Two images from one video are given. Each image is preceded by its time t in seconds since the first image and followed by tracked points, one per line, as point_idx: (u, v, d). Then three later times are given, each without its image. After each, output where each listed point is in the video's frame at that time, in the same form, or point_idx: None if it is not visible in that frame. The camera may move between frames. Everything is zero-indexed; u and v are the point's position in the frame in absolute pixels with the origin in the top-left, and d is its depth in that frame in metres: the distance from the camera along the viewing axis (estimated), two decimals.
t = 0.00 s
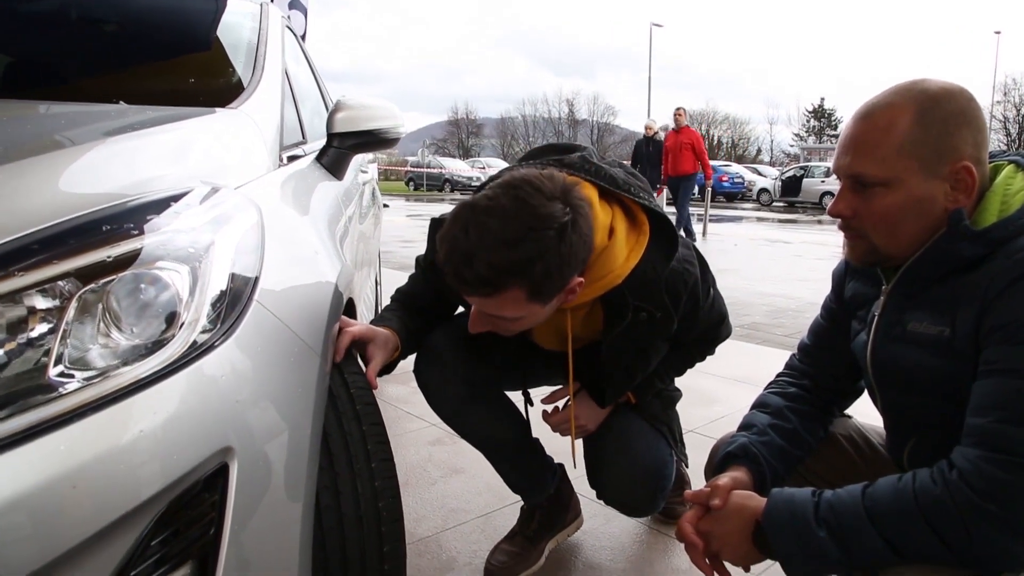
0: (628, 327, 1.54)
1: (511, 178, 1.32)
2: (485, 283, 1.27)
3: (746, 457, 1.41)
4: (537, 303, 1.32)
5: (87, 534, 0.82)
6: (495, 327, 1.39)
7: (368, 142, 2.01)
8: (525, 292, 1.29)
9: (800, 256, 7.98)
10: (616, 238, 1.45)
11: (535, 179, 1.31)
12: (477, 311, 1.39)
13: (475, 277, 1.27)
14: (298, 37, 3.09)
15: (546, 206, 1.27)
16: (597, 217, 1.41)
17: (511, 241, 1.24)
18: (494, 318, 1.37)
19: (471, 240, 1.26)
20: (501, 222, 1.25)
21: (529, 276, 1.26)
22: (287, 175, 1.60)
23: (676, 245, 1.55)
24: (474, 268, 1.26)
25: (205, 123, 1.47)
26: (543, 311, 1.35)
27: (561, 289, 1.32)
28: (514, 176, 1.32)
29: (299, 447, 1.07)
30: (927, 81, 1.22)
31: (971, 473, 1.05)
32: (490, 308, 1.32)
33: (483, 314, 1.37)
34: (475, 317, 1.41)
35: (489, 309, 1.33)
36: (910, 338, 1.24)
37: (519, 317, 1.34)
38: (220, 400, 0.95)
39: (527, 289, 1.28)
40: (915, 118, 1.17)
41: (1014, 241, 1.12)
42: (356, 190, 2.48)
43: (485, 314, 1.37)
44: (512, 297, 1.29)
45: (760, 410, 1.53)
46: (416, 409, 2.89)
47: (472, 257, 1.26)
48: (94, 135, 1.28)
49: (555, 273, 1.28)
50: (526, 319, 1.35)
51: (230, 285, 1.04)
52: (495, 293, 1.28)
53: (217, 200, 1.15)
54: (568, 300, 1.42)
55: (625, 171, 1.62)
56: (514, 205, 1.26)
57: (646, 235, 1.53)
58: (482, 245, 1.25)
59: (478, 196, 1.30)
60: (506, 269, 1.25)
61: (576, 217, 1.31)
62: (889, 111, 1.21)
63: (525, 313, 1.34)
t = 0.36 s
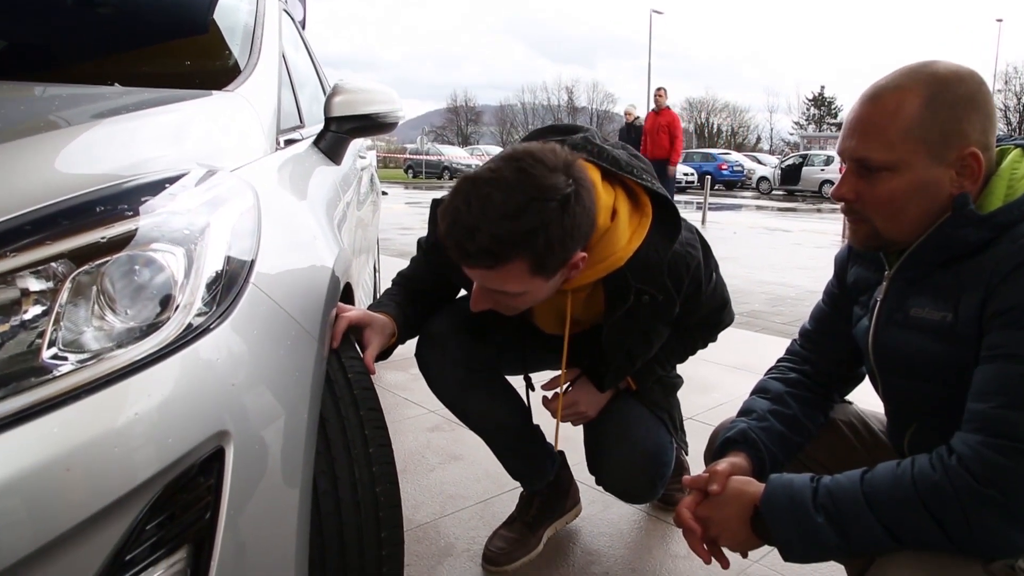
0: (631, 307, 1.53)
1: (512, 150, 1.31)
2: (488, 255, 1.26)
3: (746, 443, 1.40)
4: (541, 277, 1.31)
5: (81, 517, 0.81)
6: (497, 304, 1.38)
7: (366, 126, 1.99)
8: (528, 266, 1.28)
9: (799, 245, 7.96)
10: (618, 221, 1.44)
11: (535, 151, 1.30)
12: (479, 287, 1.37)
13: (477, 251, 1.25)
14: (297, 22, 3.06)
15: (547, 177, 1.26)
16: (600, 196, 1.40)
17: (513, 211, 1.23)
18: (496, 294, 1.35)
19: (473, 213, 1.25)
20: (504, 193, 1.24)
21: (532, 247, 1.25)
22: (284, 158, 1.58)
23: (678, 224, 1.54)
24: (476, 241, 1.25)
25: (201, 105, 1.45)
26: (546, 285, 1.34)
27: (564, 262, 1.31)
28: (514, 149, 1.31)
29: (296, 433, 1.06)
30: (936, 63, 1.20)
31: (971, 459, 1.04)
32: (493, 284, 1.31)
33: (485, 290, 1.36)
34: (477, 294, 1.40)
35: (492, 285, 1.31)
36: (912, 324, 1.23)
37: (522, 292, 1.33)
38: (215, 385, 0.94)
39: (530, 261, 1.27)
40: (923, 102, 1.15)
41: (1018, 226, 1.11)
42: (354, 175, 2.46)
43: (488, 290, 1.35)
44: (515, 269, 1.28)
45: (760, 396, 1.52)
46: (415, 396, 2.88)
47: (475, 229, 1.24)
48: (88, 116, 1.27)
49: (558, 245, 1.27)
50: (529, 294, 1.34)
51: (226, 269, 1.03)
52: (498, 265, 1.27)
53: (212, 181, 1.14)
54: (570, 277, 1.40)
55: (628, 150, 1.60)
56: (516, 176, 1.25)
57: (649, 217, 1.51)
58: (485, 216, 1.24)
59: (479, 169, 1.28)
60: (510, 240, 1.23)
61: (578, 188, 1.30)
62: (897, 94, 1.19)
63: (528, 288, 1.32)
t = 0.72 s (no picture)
0: (659, 264, 1.54)
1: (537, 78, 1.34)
2: (535, 160, 1.23)
3: (743, 440, 1.40)
4: (584, 186, 1.29)
5: (78, 513, 0.81)
6: (542, 230, 1.33)
7: (363, 121, 1.99)
8: (573, 171, 1.26)
9: (796, 240, 7.97)
10: (649, 176, 1.46)
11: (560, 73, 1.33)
12: (524, 214, 1.31)
13: (523, 156, 1.22)
14: (293, 16, 3.05)
15: (578, 84, 1.28)
16: (631, 151, 1.42)
17: (552, 111, 1.24)
18: (543, 215, 1.30)
19: (514, 122, 1.24)
20: (541, 99, 1.25)
21: (576, 147, 1.24)
22: (280, 153, 1.58)
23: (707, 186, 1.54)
24: (521, 147, 1.22)
25: (197, 99, 1.44)
26: (591, 199, 1.32)
27: (604, 171, 1.31)
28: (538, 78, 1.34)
29: (292, 430, 1.06)
30: (932, 58, 1.20)
31: (968, 456, 1.04)
32: (540, 198, 1.27)
33: (532, 214, 1.30)
34: (522, 224, 1.33)
35: (540, 199, 1.27)
36: (907, 320, 1.23)
37: (569, 207, 1.29)
38: (212, 381, 0.94)
39: (574, 163, 1.25)
40: (918, 97, 1.15)
41: (1013, 222, 1.11)
42: (351, 170, 2.45)
43: (534, 212, 1.30)
44: (561, 174, 1.25)
45: (757, 393, 1.52)
46: (411, 392, 2.88)
47: (518, 135, 1.23)
48: (84, 110, 1.26)
49: (598, 147, 1.27)
50: (575, 210, 1.30)
51: (222, 264, 1.02)
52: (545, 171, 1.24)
53: (208, 176, 1.13)
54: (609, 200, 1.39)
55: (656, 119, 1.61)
56: (548, 86, 1.27)
57: (678, 175, 1.53)
58: (525, 120, 1.23)
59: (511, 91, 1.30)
60: (555, 139, 1.22)
61: (608, 101, 1.32)
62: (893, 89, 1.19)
63: (575, 201, 1.29)
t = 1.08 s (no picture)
0: (675, 238, 1.61)
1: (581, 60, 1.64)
2: (590, 105, 1.41)
3: (731, 450, 1.40)
4: (629, 139, 1.47)
5: (61, 528, 0.80)
6: (588, 182, 1.48)
7: (350, 128, 1.97)
8: (621, 123, 1.44)
9: (783, 245, 8.01)
10: (676, 152, 1.62)
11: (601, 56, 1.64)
12: (575, 160, 1.46)
13: (582, 100, 1.41)
14: (281, 21, 3.04)
15: (623, 51, 1.50)
16: (660, 130, 1.61)
17: (604, 67, 1.46)
18: (592, 162, 1.46)
19: (571, 74, 1.44)
20: (592, 58, 1.48)
21: (624, 97, 1.43)
22: (268, 161, 1.57)
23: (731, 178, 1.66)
24: (577, 96, 1.41)
25: (184, 107, 1.43)
26: (633, 152, 1.49)
27: (644, 128, 1.49)
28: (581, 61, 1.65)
29: (279, 441, 1.05)
30: (912, 68, 1.20)
31: (955, 465, 1.04)
32: (591, 145, 1.43)
33: (582, 160, 1.46)
34: (571, 172, 1.48)
35: (591, 146, 1.44)
36: (893, 329, 1.23)
37: (616, 157, 1.46)
38: (197, 393, 0.93)
39: (622, 112, 1.43)
40: (898, 108, 1.15)
41: (996, 230, 1.11)
42: (339, 177, 2.45)
43: (584, 158, 1.45)
44: (612, 121, 1.43)
45: (743, 401, 1.52)
46: (401, 399, 2.87)
47: (576, 83, 1.42)
48: (71, 118, 1.25)
49: (642, 102, 1.47)
50: (620, 159, 1.46)
51: (207, 274, 1.01)
52: (598, 117, 1.42)
53: (194, 185, 1.13)
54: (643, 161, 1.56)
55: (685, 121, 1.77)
56: (596, 50, 1.50)
57: (704, 161, 1.66)
58: (583, 71, 1.44)
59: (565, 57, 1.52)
60: (607, 87, 1.42)
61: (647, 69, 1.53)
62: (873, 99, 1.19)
63: (620, 151, 1.45)
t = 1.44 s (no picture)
0: (678, 242, 1.61)
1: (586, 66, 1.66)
2: (602, 106, 1.43)
3: (721, 467, 1.41)
4: (636, 141, 1.49)
5: (48, 551, 0.80)
6: (597, 182, 1.50)
7: (341, 143, 1.97)
8: (629, 125, 1.47)
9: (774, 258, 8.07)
10: (679, 159, 1.63)
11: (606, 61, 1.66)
12: (585, 162, 1.49)
13: (593, 102, 1.44)
14: (271, 35, 3.04)
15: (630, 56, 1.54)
16: (664, 135, 1.62)
17: (614, 69, 1.49)
18: (602, 164, 1.48)
19: (581, 78, 1.47)
20: (601, 62, 1.51)
21: (634, 101, 1.47)
22: (258, 176, 1.57)
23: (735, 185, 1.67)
24: (587, 98, 1.44)
25: (174, 123, 1.43)
26: (640, 154, 1.52)
27: (651, 131, 1.53)
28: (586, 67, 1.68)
29: (269, 460, 1.04)
30: (897, 84, 1.21)
31: (943, 483, 1.05)
32: (601, 147, 1.46)
33: (592, 162, 1.48)
34: (580, 174, 1.50)
35: (600, 148, 1.46)
36: (882, 345, 1.24)
37: (624, 158, 1.48)
38: (186, 412, 0.92)
39: (632, 115, 1.47)
40: (881, 122, 1.16)
41: (982, 247, 1.12)
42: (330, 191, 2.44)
43: (594, 159, 1.48)
44: (622, 123, 1.46)
45: (733, 418, 1.52)
46: (392, 414, 2.86)
47: (588, 85, 1.45)
48: (61, 134, 1.25)
49: (649, 106, 1.50)
50: (630, 161, 1.49)
51: (196, 292, 1.01)
52: (609, 119, 1.45)
53: (184, 202, 1.13)
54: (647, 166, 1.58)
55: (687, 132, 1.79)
56: (604, 54, 1.53)
57: (708, 168, 1.66)
58: (593, 75, 1.47)
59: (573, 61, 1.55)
60: (617, 90, 1.45)
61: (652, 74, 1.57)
62: (858, 114, 1.20)
63: (629, 153, 1.48)
